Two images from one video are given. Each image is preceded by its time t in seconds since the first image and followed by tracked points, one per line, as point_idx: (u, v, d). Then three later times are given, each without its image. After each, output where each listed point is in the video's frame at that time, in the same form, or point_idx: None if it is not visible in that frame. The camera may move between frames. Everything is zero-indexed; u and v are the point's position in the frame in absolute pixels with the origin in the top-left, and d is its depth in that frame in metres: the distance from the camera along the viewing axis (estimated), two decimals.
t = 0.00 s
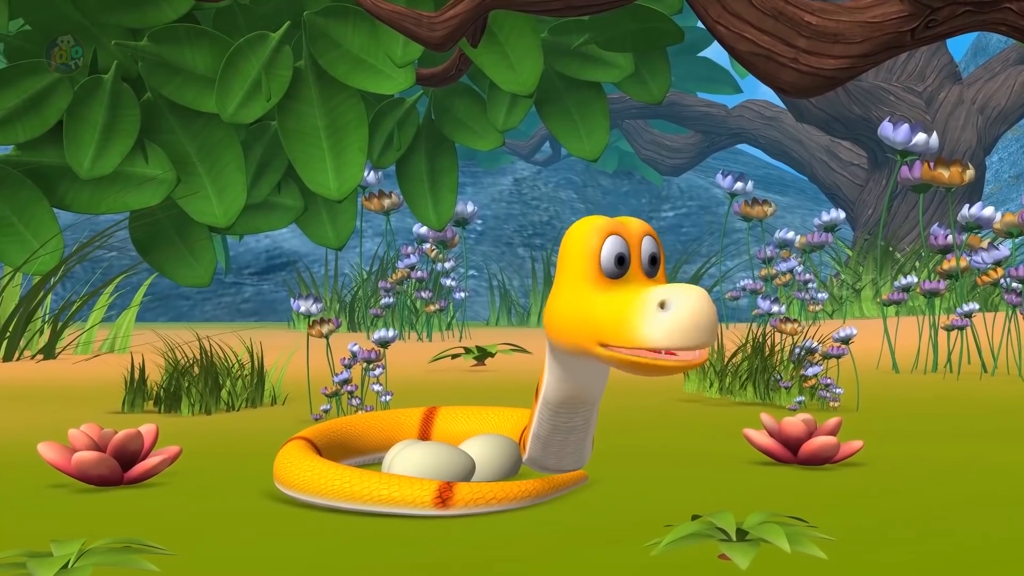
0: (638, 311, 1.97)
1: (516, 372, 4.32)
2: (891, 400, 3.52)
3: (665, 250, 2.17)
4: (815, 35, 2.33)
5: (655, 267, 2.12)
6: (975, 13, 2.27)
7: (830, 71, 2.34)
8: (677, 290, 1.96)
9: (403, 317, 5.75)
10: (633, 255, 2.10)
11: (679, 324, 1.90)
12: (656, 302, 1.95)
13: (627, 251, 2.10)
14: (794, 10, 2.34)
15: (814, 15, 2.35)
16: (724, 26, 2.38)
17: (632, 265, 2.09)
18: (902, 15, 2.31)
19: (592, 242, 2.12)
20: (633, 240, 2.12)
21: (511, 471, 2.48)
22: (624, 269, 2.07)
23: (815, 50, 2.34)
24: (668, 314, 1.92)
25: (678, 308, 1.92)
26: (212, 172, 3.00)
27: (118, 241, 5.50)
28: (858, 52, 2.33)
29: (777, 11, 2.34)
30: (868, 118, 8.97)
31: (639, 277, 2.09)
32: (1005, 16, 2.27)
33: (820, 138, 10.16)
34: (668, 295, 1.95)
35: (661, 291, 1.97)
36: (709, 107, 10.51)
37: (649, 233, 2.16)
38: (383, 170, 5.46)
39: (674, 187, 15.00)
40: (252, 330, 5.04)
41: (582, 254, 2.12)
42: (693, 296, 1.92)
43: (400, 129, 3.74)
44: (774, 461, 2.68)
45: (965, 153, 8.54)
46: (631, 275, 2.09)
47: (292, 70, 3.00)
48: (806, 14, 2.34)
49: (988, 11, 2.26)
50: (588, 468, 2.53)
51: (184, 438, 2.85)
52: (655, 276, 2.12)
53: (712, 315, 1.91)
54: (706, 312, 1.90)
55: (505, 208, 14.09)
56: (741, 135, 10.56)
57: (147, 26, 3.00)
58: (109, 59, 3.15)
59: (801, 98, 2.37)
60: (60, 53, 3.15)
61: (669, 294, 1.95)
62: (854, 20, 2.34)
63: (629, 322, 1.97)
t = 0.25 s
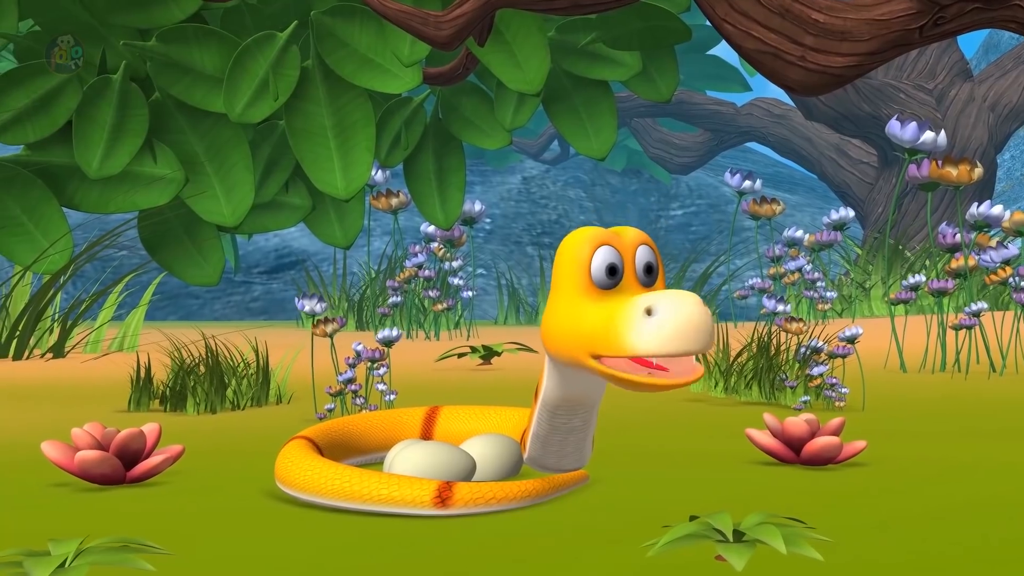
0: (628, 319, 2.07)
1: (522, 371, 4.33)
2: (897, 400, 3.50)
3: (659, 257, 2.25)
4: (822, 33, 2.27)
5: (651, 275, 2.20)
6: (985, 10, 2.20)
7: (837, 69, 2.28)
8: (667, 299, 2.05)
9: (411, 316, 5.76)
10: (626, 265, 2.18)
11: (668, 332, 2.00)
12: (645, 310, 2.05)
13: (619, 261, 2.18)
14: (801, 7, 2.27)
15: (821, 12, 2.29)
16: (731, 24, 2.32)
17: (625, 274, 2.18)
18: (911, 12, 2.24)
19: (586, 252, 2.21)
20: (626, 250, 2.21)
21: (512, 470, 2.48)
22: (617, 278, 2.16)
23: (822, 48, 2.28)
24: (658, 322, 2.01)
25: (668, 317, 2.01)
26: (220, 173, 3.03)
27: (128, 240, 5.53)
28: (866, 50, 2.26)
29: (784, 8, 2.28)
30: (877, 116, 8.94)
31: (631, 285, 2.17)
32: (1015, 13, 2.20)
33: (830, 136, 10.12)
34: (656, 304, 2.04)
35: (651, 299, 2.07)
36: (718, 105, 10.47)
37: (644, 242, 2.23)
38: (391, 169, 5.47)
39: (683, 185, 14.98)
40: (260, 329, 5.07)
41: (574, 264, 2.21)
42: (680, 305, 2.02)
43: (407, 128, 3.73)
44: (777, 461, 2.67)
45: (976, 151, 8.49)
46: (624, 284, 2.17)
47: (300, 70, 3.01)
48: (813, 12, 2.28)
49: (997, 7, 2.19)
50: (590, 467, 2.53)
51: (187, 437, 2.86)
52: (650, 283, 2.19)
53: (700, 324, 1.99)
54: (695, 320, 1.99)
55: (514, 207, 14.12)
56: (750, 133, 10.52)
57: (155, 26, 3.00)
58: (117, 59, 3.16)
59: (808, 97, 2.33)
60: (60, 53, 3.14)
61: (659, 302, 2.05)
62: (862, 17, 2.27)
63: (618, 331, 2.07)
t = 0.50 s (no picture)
0: (603, 328, 2.13)
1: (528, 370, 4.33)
2: (903, 400, 3.49)
3: (652, 265, 2.26)
4: (830, 31, 2.20)
5: (640, 283, 2.22)
6: (995, 7, 2.15)
7: (845, 67, 2.21)
8: (643, 309, 2.10)
9: (418, 315, 5.78)
10: (614, 273, 2.21)
11: (639, 342, 2.06)
12: (618, 318, 2.11)
13: (606, 269, 2.21)
14: (808, 4, 2.20)
15: (829, 9, 2.21)
16: (738, 22, 2.26)
17: (612, 283, 2.21)
18: (921, 9, 2.17)
19: (573, 259, 2.25)
20: (614, 258, 2.24)
21: (514, 469, 2.48)
22: (602, 287, 2.19)
23: (830, 46, 2.21)
24: (630, 332, 2.07)
25: (641, 328, 2.07)
26: (228, 171, 3.07)
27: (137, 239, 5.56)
28: (875, 48, 2.20)
29: (791, 6, 2.21)
30: (887, 113, 8.93)
31: (619, 293, 2.21)
32: None
33: (840, 134, 10.08)
34: (631, 314, 2.09)
35: (627, 308, 2.12)
36: (727, 103, 10.43)
37: (636, 250, 2.25)
38: (399, 168, 5.48)
39: (693, 184, 14.92)
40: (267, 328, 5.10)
41: (560, 271, 2.25)
42: (653, 318, 2.07)
43: (415, 127, 3.76)
44: (780, 461, 2.66)
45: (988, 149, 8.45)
46: (610, 292, 2.20)
47: (307, 69, 3.02)
48: (821, 9, 2.20)
49: (1008, 4, 2.15)
50: (592, 467, 2.53)
51: (191, 435, 2.87)
52: (640, 292, 2.21)
53: (672, 334, 2.04)
54: (666, 331, 2.04)
55: (522, 206, 14.20)
56: (759, 131, 10.49)
57: (163, 25, 3.06)
58: (126, 60, 3.17)
59: (814, 95, 2.27)
60: (60, 52, 3.14)
61: (634, 312, 2.10)
62: (870, 14, 2.19)
63: (592, 339, 2.13)
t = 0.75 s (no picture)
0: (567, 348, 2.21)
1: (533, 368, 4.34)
2: (909, 399, 3.47)
3: (633, 283, 2.30)
4: (837, 29, 2.18)
5: (619, 300, 2.27)
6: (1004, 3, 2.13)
7: (853, 65, 2.20)
8: (606, 331, 2.16)
9: (426, 314, 5.79)
10: (592, 292, 2.26)
11: (592, 366, 2.13)
12: (578, 338, 2.18)
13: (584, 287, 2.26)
14: (815, 1, 2.18)
15: (837, 6, 2.19)
16: (745, 20, 2.25)
17: (588, 300, 2.26)
18: (929, 6, 2.15)
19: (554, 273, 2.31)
20: (593, 275, 2.28)
21: (515, 469, 2.49)
22: (577, 305, 2.25)
23: (838, 44, 2.19)
24: (585, 355, 2.14)
25: (597, 351, 2.14)
26: (236, 171, 3.08)
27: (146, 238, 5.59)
28: (883, 45, 2.18)
29: (798, 3, 2.19)
30: (898, 111, 8.90)
31: (596, 310, 2.26)
32: None
33: (851, 132, 10.03)
34: (592, 338, 2.16)
35: (591, 328, 2.19)
36: (736, 101, 10.44)
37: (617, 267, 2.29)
38: (406, 167, 5.48)
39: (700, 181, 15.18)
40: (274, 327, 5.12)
41: (539, 284, 2.30)
42: (616, 344, 2.13)
43: (423, 127, 3.77)
44: (782, 461, 2.65)
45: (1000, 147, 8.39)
46: (585, 310, 2.26)
47: (314, 69, 3.02)
48: (828, 6, 2.18)
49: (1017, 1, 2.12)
50: (594, 467, 2.52)
51: (196, 434, 2.89)
52: (616, 311, 2.26)
53: (623, 360, 2.11)
54: (617, 357, 2.11)
55: (530, 205, 14.38)
56: (768, 130, 10.45)
57: (171, 26, 3.02)
58: (134, 60, 3.18)
59: (822, 92, 2.25)
60: (60, 53, 3.16)
61: (594, 334, 2.17)
62: (879, 12, 2.17)
63: (556, 359, 2.21)
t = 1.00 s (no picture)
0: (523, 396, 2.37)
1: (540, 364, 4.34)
2: (915, 399, 3.45)
3: (599, 312, 2.39)
4: (845, 27, 2.17)
5: (583, 332, 2.37)
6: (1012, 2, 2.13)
7: (861, 63, 2.19)
8: (555, 389, 2.32)
9: (434, 312, 5.81)
10: (554, 332, 2.37)
11: (540, 427, 2.31)
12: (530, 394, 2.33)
13: (548, 324, 2.37)
14: None
15: (844, 4, 2.18)
16: (751, 18, 2.22)
17: (551, 336, 2.37)
18: (937, 4, 2.14)
19: (519, 305, 2.42)
20: (556, 310, 2.38)
21: (516, 469, 2.50)
22: (538, 345, 2.38)
23: (845, 42, 2.18)
24: (535, 415, 2.31)
25: (544, 412, 2.30)
26: (244, 170, 3.11)
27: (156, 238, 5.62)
28: (891, 43, 2.17)
29: (806, 0, 2.17)
30: (909, 109, 8.86)
31: (561, 345, 2.37)
32: None
33: (860, 130, 9.92)
34: (543, 396, 2.32)
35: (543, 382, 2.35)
36: (746, 99, 10.41)
37: (580, 301, 2.39)
38: (414, 166, 5.49)
39: (709, 180, 15.46)
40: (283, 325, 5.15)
41: (507, 315, 2.43)
42: (564, 405, 2.29)
43: (430, 126, 3.78)
44: (785, 462, 2.64)
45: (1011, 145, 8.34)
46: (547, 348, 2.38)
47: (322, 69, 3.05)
48: (836, 3, 2.17)
49: None
50: (596, 467, 2.52)
51: (200, 433, 2.90)
52: (578, 347, 2.37)
53: (568, 429, 2.28)
54: (563, 425, 2.29)
55: (539, 203, 14.80)
56: (777, 128, 10.42)
57: (179, 25, 3.05)
58: (143, 60, 3.20)
59: (829, 91, 2.22)
60: (60, 52, 3.16)
61: (542, 393, 2.33)
62: (886, 9, 2.16)
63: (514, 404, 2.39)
